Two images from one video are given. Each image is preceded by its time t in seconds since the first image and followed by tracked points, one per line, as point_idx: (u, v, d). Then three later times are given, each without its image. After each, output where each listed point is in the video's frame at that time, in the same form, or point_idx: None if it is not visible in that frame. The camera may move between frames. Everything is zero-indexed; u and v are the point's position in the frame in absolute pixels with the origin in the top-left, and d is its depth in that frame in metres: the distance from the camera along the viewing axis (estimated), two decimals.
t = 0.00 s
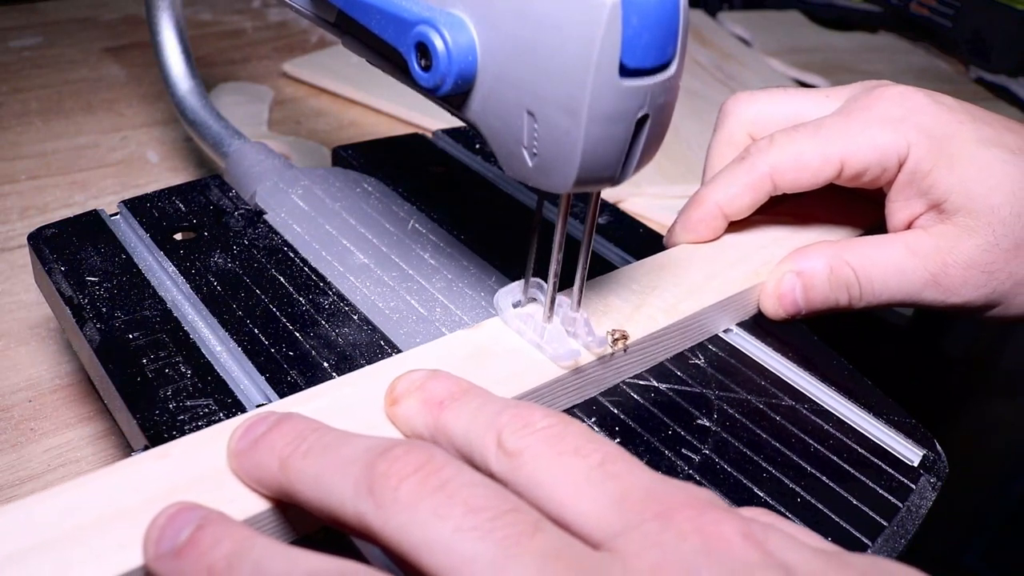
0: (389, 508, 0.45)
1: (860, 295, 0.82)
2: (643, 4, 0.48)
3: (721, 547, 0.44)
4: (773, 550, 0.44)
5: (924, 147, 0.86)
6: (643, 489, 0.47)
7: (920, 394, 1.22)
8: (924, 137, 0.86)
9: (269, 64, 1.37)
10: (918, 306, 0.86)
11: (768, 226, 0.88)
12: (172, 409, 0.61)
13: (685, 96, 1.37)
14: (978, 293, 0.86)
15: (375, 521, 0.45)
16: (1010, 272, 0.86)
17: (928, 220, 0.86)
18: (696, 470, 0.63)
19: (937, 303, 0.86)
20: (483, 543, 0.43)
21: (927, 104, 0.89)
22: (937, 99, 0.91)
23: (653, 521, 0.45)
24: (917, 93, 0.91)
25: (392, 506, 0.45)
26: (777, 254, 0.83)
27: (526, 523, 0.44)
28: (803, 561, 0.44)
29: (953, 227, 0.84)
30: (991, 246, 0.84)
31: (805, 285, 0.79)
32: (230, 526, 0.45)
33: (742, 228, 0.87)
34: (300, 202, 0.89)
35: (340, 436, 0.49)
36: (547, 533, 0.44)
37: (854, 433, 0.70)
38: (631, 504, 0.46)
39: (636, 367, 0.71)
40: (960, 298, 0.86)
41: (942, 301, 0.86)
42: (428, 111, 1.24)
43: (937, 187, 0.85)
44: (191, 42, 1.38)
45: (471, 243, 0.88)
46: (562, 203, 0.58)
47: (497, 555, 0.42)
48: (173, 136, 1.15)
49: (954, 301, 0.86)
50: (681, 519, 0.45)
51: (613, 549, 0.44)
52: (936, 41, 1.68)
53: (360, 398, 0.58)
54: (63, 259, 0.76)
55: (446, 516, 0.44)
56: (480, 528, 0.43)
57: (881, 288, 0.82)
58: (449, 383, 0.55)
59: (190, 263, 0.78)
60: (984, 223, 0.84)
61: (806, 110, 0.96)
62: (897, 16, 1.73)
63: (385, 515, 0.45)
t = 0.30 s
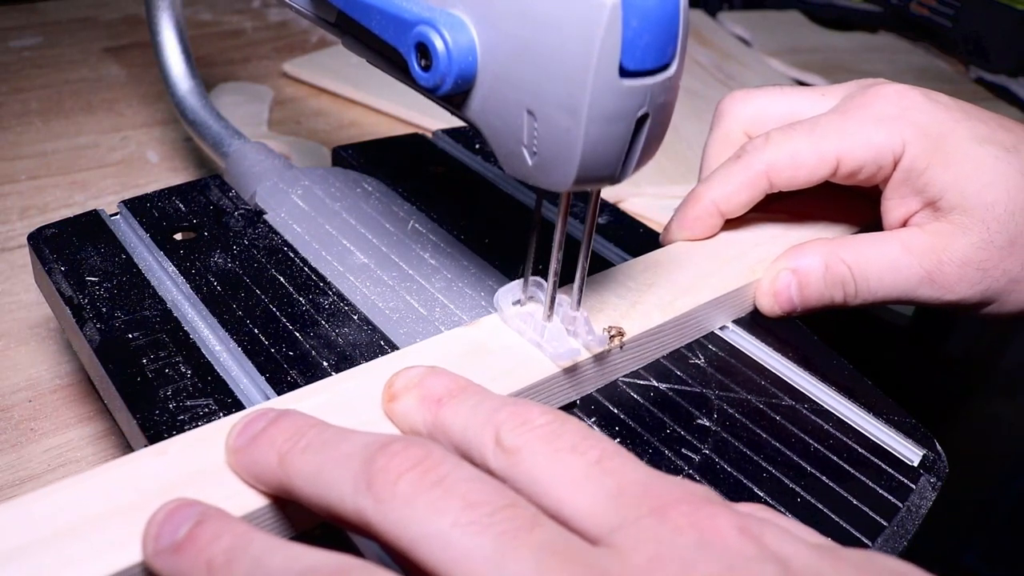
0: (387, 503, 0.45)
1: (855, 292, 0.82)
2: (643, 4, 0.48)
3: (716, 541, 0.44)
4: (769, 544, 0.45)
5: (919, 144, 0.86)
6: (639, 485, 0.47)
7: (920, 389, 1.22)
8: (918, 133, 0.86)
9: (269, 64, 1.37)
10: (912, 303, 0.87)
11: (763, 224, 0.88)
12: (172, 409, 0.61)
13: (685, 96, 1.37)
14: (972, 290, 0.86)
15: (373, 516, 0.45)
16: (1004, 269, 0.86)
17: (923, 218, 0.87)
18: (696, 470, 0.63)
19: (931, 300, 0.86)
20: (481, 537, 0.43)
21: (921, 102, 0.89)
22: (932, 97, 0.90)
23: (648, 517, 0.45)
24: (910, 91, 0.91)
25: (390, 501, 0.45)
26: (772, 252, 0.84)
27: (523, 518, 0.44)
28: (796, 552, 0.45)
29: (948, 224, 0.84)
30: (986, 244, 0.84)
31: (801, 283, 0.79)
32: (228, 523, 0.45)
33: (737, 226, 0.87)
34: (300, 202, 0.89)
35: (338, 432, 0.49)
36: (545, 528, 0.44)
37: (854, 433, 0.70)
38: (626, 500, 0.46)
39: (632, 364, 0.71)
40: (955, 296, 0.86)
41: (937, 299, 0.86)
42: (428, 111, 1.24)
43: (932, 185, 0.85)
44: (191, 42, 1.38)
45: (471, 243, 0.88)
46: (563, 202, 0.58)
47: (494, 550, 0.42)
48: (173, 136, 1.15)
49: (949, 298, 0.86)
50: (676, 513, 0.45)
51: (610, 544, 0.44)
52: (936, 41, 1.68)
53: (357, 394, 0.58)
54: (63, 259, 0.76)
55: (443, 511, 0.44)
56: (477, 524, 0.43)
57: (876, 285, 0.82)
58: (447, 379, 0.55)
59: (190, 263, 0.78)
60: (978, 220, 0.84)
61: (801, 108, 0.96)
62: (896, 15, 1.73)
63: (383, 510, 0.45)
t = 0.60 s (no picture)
0: (383, 496, 0.45)
1: (851, 290, 0.82)
2: (643, 4, 0.48)
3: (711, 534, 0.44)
4: (764, 536, 0.45)
5: (914, 141, 0.86)
6: (635, 478, 0.47)
7: (920, 388, 1.23)
8: (914, 131, 0.86)
9: (269, 64, 1.37)
10: (907, 300, 0.87)
11: (759, 222, 0.88)
12: (172, 409, 0.61)
13: (685, 96, 1.37)
14: (968, 287, 0.86)
15: (370, 509, 0.45)
16: (999, 266, 0.86)
17: (918, 215, 0.87)
18: (696, 470, 0.63)
19: (927, 297, 0.86)
20: (477, 529, 0.43)
21: (916, 99, 0.90)
22: (928, 94, 0.91)
23: (644, 509, 0.45)
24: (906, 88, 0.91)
25: (386, 493, 0.45)
26: (768, 249, 0.84)
27: (519, 510, 0.44)
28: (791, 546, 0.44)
29: (943, 222, 0.84)
30: (981, 241, 0.84)
31: (797, 281, 0.79)
32: (224, 518, 0.46)
33: (733, 223, 0.87)
34: (300, 202, 0.89)
35: (335, 427, 0.50)
36: (540, 520, 0.44)
37: (854, 433, 0.70)
38: (622, 493, 0.46)
39: (629, 361, 0.72)
40: (950, 293, 0.86)
41: (932, 296, 0.86)
42: (428, 111, 1.24)
43: (927, 183, 0.85)
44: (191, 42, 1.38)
45: (471, 243, 0.88)
46: (562, 202, 0.58)
47: (490, 542, 0.42)
48: (173, 136, 1.15)
49: (944, 296, 0.86)
50: (672, 506, 0.45)
51: (606, 537, 0.45)
52: (936, 41, 1.68)
53: (353, 391, 0.58)
54: (63, 259, 0.76)
55: (440, 504, 0.44)
56: (473, 516, 0.43)
57: (872, 283, 0.82)
58: (443, 376, 0.55)
59: (190, 263, 0.78)
60: (973, 217, 0.84)
61: (797, 105, 0.96)
62: (897, 15, 1.73)
63: (380, 503, 0.45)
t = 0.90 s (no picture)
0: (378, 486, 0.45)
1: (846, 287, 0.82)
2: (643, 4, 0.48)
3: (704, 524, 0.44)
4: (757, 526, 0.44)
5: (910, 138, 0.86)
6: (629, 469, 0.47)
7: (919, 389, 1.23)
8: (909, 128, 0.86)
9: (269, 64, 1.37)
10: (902, 296, 0.87)
11: (755, 219, 0.89)
12: (172, 409, 0.61)
13: (685, 96, 1.37)
14: (962, 282, 0.86)
15: (364, 498, 0.45)
16: (993, 262, 0.86)
17: (912, 211, 0.87)
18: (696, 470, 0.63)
19: (921, 294, 0.86)
20: (471, 517, 0.43)
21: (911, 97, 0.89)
22: (921, 92, 0.91)
23: (638, 499, 0.45)
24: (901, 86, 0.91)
25: (381, 483, 0.45)
26: (763, 247, 0.84)
27: (514, 500, 0.44)
28: (786, 535, 0.44)
29: (938, 217, 0.84)
30: (975, 237, 0.84)
31: (792, 278, 0.79)
32: (221, 510, 0.46)
33: (729, 221, 0.88)
34: (300, 202, 0.89)
35: (331, 420, 0.50)
36: (534, 509, 0.44)
37: (854, 433, 0.70)
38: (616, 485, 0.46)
39: (625, 358, 0.72)
40: (945, 289, 0.86)
41: (926, 292, 0.86)
42: (428, 111, 1.24)
43: (922, 179, 0.85)
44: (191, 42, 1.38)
45: (471, 243, 0.88)
46: (563, 202, 0.58)
47: (485, 529, 0.42)
48: (173, 136, 1.15)
49: (939, 292, 0.86)
50: (666, 497, 0.45)
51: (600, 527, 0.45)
52: (936, 41, 1.68)
53: (350, 386, 0.59)
54: (63, 259, 0.76)
55: (434, 492, 0.44)
56: (468, 504, 0.43)
57: (867, 280, 0.82)
58: (438, 370, 0.55)
59: (190, 263, 0.78)
60: (967, 213, 0.84)
61: (792, 103, 0.96)
62: (896, 15, 1.73)
63: (375, 494, 0.45)
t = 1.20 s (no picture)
0: (373, 476, 0.45)
1: (841, 285, 0.82)
2: (643, 3, 0.48)
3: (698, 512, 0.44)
4: (748, 515, 0.45)
5: (905, 137, 0.86)
6: (622, 460, 0.48)
7: (918, 387, 1.23)
8: (905, 127, 0.86)
9: (269, 64, 1.37)
10: (898, 294, 0.87)
11: (751, 217, 0.89)
12: (172, 409, 0.61)
13: (684, 96, 1.37)
14: (957, 281, 0.86)
15: (359, 489, 0.45)
16: (988, 259, 0.86)
17: (908, 210, 0.87)
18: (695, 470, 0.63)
19: (917, 292, 0.86)
20: (462, 507, 0.43)
21: (908, 95, 0.89)
22: (918, 90, 0.90)
23: (631, 489, 0.46)
24: (897, 84, 0.90)
25: (376, 474, 0.45)
26: (760, 245, 0.84)
27: (506, 490, 0.44)
28: (776, 524, 0.45)
29: (933, 215, 0.84)
30: (970, 235, 0.84)
31: (788, 276, 0.80)
32: (218, 502, 0.46)
33: (724, 220, 0.88)
34: (300, 202, 0.89)
35: (327, 413, 0.50)
36: (527, 499, 0.44)
37: (854, 433, 0.70)
38: (611, 474, 0.47)
39: (621, 355, 0.72)
40: (939, 287, 0.86)
41: (922, 290, 0.86)
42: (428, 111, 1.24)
43: (917, 177, 0.85)
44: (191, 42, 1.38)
45: (471, 243, 0.88)
46: (563, 202, 0.58)
47: (478, 519, 0.42)
48: (173, 136, 1.15)
49: (934, 290, 0.86)
50: (658, 486, 0.46)
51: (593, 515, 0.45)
52: (936, 41, 1.68)
53: (346, 382, 0.59)
54: (63, 258, 0.76)
55: (427, 482, 0.44)
56: (461, 494, 0.43)
57: (862, 278, 0.82)
58: (434, 365, 0.56)
59: (190, 263, 0.78)
60: (962, 211, 0.84)
61: (787, 103, 0.96)
62: (897, 15, 1.73)
63: (369, 484, 0.45)
